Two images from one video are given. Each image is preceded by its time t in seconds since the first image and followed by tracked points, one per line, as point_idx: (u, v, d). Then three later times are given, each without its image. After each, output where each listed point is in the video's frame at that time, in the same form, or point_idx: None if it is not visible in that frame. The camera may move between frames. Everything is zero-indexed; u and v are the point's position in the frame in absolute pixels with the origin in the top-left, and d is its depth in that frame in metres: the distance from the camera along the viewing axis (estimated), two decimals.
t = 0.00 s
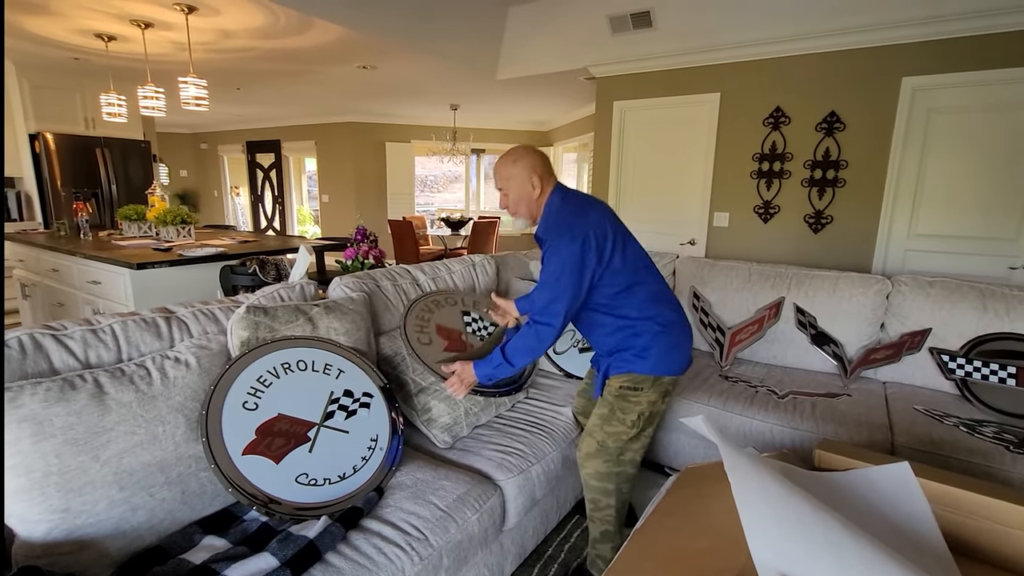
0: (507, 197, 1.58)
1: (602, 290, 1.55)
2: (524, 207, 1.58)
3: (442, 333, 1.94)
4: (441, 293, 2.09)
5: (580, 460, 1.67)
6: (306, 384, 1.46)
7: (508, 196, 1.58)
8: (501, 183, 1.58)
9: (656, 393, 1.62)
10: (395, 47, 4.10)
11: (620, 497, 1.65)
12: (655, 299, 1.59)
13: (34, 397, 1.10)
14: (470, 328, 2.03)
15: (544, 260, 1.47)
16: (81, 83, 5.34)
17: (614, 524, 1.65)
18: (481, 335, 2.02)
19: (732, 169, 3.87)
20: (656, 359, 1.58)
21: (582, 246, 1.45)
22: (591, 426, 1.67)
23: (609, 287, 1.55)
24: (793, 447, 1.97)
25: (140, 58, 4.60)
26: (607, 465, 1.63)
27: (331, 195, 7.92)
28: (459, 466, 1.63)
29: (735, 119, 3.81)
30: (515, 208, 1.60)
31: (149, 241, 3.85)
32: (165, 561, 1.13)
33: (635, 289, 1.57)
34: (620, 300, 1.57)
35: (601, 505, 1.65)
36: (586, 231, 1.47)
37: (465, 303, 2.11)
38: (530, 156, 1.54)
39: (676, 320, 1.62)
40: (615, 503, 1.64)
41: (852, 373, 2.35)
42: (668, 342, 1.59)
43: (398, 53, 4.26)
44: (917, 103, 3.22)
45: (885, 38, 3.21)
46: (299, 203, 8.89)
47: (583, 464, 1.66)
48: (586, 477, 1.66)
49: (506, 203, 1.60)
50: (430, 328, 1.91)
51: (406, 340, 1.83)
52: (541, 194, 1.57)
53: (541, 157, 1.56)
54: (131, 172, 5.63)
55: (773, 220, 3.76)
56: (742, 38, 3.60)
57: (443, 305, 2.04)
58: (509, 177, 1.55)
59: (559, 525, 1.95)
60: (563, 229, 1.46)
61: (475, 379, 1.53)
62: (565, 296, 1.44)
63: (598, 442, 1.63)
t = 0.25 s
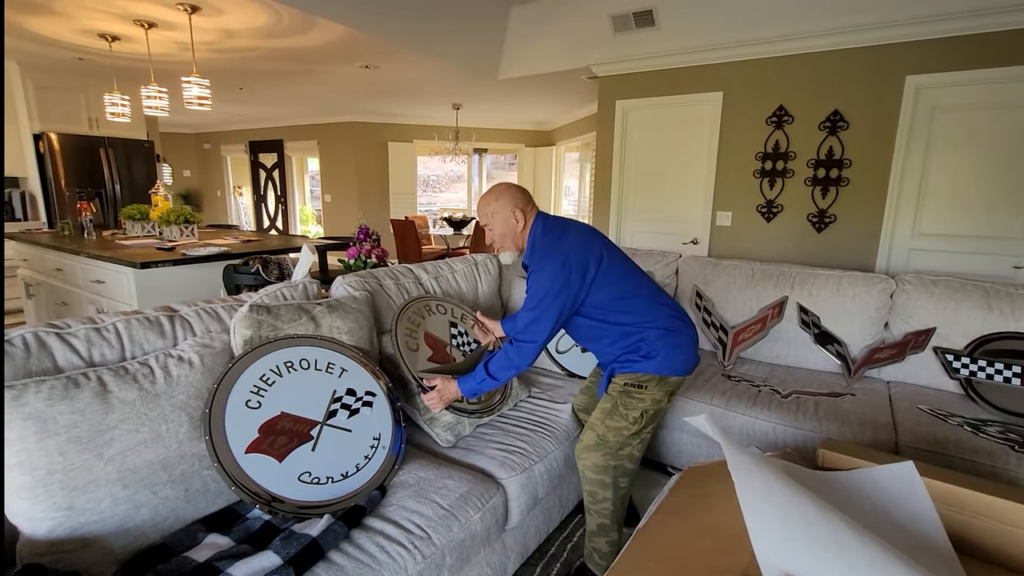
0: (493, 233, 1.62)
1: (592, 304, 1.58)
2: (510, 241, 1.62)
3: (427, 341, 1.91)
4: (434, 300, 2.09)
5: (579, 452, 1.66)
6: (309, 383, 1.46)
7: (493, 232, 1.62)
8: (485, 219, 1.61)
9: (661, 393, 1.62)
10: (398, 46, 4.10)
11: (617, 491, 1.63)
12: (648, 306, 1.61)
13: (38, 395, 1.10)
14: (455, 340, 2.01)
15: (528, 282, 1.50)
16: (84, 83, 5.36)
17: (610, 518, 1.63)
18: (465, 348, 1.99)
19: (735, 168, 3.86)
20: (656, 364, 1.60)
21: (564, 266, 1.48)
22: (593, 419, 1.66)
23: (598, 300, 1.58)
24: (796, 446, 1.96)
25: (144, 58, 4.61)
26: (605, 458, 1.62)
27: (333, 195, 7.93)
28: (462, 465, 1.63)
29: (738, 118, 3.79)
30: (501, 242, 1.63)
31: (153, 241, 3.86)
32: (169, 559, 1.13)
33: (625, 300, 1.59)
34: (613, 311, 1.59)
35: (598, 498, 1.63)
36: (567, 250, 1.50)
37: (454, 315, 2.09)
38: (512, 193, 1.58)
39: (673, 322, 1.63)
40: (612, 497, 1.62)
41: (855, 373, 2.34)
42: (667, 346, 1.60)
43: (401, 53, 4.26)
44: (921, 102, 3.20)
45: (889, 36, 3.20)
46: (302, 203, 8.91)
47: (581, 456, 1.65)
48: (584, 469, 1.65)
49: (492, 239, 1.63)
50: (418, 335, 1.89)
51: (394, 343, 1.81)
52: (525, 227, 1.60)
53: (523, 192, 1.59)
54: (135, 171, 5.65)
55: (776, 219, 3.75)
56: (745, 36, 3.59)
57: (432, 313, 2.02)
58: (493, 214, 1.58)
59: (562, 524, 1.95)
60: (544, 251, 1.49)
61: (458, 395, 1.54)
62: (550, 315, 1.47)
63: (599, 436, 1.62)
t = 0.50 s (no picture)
0: (490, 244, 1.59)
1: (589, 309, 1.59)
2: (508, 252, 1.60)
3: (421, 356, 1.88)
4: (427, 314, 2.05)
5: (581, 449, 1.66)
6: (313, 382, 1.47)
7: (490, 244, 1.59)
8: (482, 232, 1.60)
9: (664, 392, 1.61)
10: (400, 46, 4.11)
11: (618, 489, 1.62)
12: (647, 308, 1.61)
13: (44, 394, 1.11)
14: (449, 352, 1.99)
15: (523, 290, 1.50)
16: (88, 84, 5.38)
17: (611, 516, 1.62)
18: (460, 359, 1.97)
19: (738, 167, 3.86)
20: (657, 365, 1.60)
21: (559, 273, 1.48)
22: (596, 417, 1.66)
23: (596, 306, 1.58)
24: (799, 446, 1.96)
25: (147, 58, 4.62)
26: (606, 455, 1.61)
27: (336, 195, 7.94)
28: (464, 464, 1.63)
29: (741, 117, 3.79)
30: (499, 254, 1.61)
31: (156, 240, 3.88)
32: (174, 558, 1.14)
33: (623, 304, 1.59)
34: (612, 314, 1.60)
35: (598, 494, 1.62)
36: (562, 257, 1.50)
37: (448, 327, 2.07)
38: (507, 203, 1.56)
39: (675, 324, 1.63)
40: (612, 494, 1.61)
41: (859, 372, 2.34)
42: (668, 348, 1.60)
43: (403, 52, 4.26)
44: (925, 100, 3.19)
45: (893, 34, 3.19)
46: (305, 203, 8.93)
47: (582, 453, 1.65)
48: (584, 466, 1.65)
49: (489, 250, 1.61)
50: (410, 350, 1.86)
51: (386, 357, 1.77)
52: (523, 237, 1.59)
53: (518, 201, 1.58)
54: (138, 172, 5.67)
55: (779, 218, 3.74)
56: (747, 35, 3.58)
57: (425, 326, 1.99)
58: (490, 225, 1.56)
59: (565, 523, 1.95)
60: (539, 259, 1.50)
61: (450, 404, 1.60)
62: (546, 321, 1.47)
63: (601, 433, 1.62)
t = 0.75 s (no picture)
0: (501, 226, 1.58)
1: (598, 300, 1.58)
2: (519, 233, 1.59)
3: (426, 359, 1.88)
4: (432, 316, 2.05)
5: (587, 448, 1.67)
6: (317, 380, 1.48)
7: (501, 225, 1.59)
8: (491, 216, 1.59)
9: (667, 388, 1.62)
10: (402, 46, 4.11)
11: (624, 487, 1.63)
12: (654, 304, 1.60)
13: (49, 392, 1.12)
14: (455, 354, 1.99)
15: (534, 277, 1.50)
16: (92, 84, 5.39)
17: (618, 514, 1.63)
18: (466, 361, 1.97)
19: (741, 166, 3.85)
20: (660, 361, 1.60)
21: (570, 261, 1.48)
22: (601, 416, 1.66)
23: (605, 297, 1.57)
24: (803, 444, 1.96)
25: (150, 58, 4.63)
26: (613, 455, 1.62)
27: (338, 194, 7.95)
28: (468, 463, 1.63)
29: (743, 115, 3.78)
30: (509, 236, 1.60)
31: (160, 240, 3.89)
32: (178, 556, 1.14)
33: (631, 296, 1.59)
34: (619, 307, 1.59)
35: (605, 494, 1.63)
36: (574, 246, 1.50)
37: (453, 329, 2.06)
38: (516, 184, 1.56)
39: (680, 321, 1.63)
40: (619, 493, 1.62)
41: (862, 371, 2.33)
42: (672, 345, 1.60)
43: (405, 52, 4.26)
44: (929, 97, 3.18)
45: (896, 32, 3.18)
46: (307, 202, 8.94)
47: (589, 452, 1.66)
48: (591, 466, 1.65)
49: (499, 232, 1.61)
50: (415, 353, 1.86)
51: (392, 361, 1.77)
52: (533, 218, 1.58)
53: (525, 182, 1.58)
54: (142, 171, 5.69)
55: (782, 216, 3.73)
56: (750, 33, 3.57)
57: (430, 329, 1.99)
58: (500, 207, 1.55)
59: (568, 521, 1.95)
60: (551, 246, 1.49)
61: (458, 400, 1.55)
62: (555, 310, 1.47)
63: (607, 432, 1.62)
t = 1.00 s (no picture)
0: (520, 183, 1.52)
1: (613, 277, 1.53)
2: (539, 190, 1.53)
3: (436, 369, 1.88)
4: (440, 326, 2.06)
5: (587, 457, 1.66)
6: (318, 380, 1.48)
7: (520, 182, 1.52)
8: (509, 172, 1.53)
9: (661, 389, 1.61)
10: (403, 45, 4.11)
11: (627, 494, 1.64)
12: (660, 296, 1.59)
13: (52, 391, 1.12)
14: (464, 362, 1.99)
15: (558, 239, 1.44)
16: (93, 85, 5.40)
17: (621, 521, 1.64)
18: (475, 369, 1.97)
19: (742, 165, 3.84)
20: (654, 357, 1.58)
21: (597, 227, 1.43)
22: (597, 423, 1.65)
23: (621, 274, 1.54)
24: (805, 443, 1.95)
25: (151, 58, 4.63)
26: (613, 462, 1.62)
27: (339, 195, 7.95)
28: (469, 463, 1.63)
29: (744, 114, 3.78)
30: (529, 193, 1.54)
31: (162, 240, 3.90)
32: (180, 555, 1.15)
33: (639, 280, 1.56)
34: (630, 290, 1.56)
35: (608, 503, 1.63)
36: (601, 212, 1.45)
37: (462, 337, 2.07)
38: (535, 138, 1.51)
39: (677, 318, 1.61)
40: (622, 500, 1.63)
41: (864, 371, 2.33)
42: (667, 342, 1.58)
43: (406, 51, 4.26)
44: (931, 96, 3.17)
45: (897, 31, 3.17)
46: (308, 203, 8.95)
47: (589, 461, 1.66)
48: (592, 474, 1.66)
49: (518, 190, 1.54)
50: (425, 363, 1.86)
51: (402, 369, 1.77)
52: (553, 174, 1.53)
53: (545, 136, 1.53)
54: (143, 172, 5.70)
55: (783, 216, 3.72)
56: (751, 33, 3.57)
57: (439, 339, 1.99)
58: (519, 162, 1.50)
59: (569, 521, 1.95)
60: (580, 208, 1.44)
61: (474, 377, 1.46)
62: (578, 277, 1.42)
63: (605, 440, 1.62)
